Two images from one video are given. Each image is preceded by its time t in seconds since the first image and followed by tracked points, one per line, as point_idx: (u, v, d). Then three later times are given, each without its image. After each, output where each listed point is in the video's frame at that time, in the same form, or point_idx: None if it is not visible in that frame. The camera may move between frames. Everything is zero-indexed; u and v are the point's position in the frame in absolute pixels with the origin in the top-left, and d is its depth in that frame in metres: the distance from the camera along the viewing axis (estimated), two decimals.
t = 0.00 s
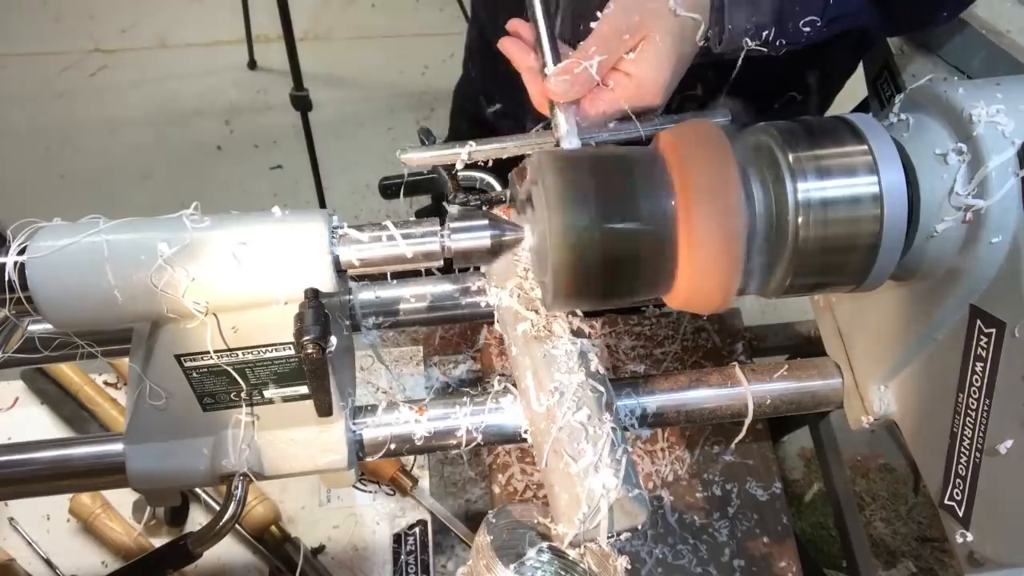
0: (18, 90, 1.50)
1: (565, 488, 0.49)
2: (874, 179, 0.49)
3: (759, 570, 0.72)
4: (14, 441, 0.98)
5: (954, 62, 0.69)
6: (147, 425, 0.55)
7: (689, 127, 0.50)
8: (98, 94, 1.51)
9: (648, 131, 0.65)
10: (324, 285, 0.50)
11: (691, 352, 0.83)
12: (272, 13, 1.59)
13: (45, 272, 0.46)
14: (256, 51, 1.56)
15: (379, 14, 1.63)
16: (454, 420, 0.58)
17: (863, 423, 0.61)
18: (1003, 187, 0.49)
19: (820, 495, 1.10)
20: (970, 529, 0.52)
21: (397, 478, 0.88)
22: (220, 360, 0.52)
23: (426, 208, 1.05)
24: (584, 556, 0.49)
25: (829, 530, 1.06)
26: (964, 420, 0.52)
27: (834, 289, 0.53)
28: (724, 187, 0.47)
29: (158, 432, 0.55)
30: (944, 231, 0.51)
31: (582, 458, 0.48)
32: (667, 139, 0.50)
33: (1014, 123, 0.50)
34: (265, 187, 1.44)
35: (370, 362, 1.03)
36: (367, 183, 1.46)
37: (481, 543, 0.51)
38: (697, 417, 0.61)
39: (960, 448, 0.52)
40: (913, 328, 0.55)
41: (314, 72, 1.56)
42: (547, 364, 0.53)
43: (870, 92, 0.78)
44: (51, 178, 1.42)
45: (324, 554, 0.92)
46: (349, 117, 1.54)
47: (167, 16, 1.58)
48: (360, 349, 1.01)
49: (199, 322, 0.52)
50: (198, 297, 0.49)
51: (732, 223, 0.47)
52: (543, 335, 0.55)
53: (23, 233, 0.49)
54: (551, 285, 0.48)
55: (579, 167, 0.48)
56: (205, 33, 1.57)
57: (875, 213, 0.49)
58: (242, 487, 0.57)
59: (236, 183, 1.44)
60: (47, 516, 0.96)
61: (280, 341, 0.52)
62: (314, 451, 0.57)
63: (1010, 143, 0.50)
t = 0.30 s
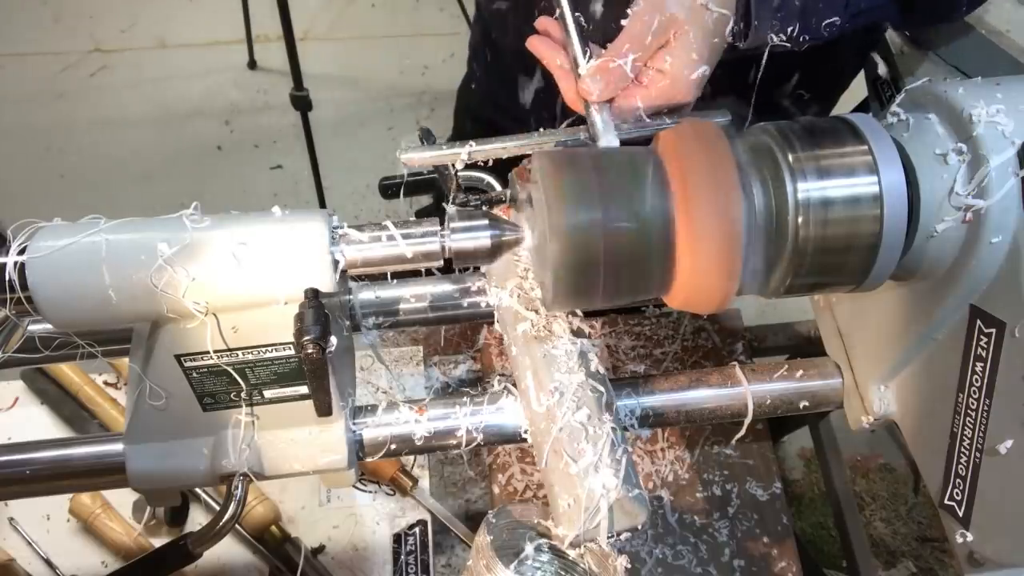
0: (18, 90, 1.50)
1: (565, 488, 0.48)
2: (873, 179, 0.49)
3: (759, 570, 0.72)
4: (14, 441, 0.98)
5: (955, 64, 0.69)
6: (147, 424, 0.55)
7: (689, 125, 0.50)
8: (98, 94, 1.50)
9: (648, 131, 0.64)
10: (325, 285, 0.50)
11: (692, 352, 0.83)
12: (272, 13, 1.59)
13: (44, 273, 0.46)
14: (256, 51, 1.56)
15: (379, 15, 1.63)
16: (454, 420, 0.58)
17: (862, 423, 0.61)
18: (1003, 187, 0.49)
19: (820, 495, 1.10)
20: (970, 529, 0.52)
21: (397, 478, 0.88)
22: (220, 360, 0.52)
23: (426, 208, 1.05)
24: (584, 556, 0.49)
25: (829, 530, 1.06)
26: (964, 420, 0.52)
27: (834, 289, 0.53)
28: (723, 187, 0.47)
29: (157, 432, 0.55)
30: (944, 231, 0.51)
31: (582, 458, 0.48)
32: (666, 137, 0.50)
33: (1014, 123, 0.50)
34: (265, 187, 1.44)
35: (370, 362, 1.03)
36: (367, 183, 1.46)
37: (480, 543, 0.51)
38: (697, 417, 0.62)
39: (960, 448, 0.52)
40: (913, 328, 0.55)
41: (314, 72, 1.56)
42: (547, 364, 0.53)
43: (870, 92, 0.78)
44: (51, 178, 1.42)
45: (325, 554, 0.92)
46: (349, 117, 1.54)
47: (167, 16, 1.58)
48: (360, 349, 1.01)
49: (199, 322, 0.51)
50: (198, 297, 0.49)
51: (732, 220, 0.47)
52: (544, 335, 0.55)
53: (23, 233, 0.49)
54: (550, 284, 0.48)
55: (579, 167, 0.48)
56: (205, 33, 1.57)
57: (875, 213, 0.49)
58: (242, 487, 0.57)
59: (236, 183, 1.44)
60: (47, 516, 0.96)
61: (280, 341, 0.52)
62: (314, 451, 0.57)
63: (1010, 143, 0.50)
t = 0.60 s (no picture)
0: (18, 90, 1.50)
1: (564, 489, 0.49)
2: (874, 179, 0.49)
3: (759, 570, 0.72)
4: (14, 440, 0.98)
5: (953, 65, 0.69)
6: (147, 424, 0.55)
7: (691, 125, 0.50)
8: (98, 94, 1.50)
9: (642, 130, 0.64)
10: (325, 285, 0.49)
11: (691, 352, 0.83)
12: (272, 13, 1.58)
13: (44, 273, 0.47)
14: (256, 51, 1.56)
15: (380, 14, 1.63)
16: (454, 420, 0.59)
17: (863, 423, 0.61)
18: (1003, 187, 0.49)
19: (820, 495, 1.10)
20: (970, 529, 0.52)
21: (397, 479, 0.87)
22: (221, 361, 0.52)
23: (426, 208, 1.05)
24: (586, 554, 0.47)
25: (829, 530, 1.06)
26: (964, 421, 0.52)
27: (834, 289, 0.53)
28: (724, 188, 0.47)
29: (157, 432, 0.56)
30: (945, 232, 0.51)
31: (582, 458, 0.48)
32: (667, 136, 0.50)
33: (1014, 123, 0.50)
34: (265, 187, 1.44)
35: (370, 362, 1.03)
36: (367, 183, 1.47)
37: (481, 543, 0.49)
38: (697, 417, 0.62)
39: (960, 448, 0.53)
40: (913, 328, 0.55)
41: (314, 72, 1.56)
42: (547, 364, 0.53)
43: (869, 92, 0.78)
44: (51, 178, 1.42)
45: (325, 554, 0.92)
46: (349, 117, 1.54)
47: (166, 16, 1.58)
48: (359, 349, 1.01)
49: (199, 322, 0.50)
50: (198, 297, 0.48)
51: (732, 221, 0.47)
52: (545, 335, 0.55)
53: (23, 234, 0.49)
54: (551, 286, 0.49)
55: (579, 168, 0.48)
56: (205, 33, 1.57)
57: (875, 214, 0.49)
58: (242, 487, 0.58)
59: (236, 183, 1.44)
60: (46, 516, 0.96)
61: (282, 341, 0.52)
62: (315, 452, 0.57)
63: (1010, 144, 0.50)
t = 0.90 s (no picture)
0: (18, 90, 1.50)
1: (564, 490, 0.49)
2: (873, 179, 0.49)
3: (759, 569, 0.72)
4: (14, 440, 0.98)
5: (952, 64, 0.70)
6: (147, 424, 0.55)
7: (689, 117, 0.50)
8: (97, 94, 1.50)
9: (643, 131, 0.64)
10: (325, 285, 0.49)
11: (691, 352, 0.83)
12: (272, 13, 1.58)
13: (43, 273, 0.47)
14: (256, 50, 1.56)
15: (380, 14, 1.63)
16: (454, 420, 0.59)
17: (863, 424, 0.61)
18: (1003, 188, 0.49)
19: (820, 495, 1.10)
20: (970, 529, 0.52)
21: (397, 479, 0.87)
22: (220, 361, 0.52)
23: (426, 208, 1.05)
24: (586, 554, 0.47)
25: (829, 530, 1.06)
26: (964, 421, 0.52)
27: (834, 289, 0.53)
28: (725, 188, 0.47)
29: (157, 432, 0.56)
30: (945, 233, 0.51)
31: (582, 459, 0.48)
32: (667, 136, 0.50)
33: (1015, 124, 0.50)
34: (265, 188, 1.44)
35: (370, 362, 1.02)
36: (367, 183, 1.47)
37: (481, 543, 0.49)
38: (698, 417, 0.62)
39: (960, 448, 0.53)
40: (913, 328, 0.55)
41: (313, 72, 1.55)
42: (547, 364, 0.53)
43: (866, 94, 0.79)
44: (51, 178, 1.42)
45: (325, 554, 0.92)
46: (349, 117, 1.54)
47: (166, 16, 1.58)
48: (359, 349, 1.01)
49: (199, 322, 0.50)
50: (198, 297, 0.48)
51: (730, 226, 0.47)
52: (545, 334, 0.55)
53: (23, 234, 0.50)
54: (552, 286, 0.49)
55: (579, 169, 0.48)
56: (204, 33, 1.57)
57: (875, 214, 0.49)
58: (242, 487, 0.58)
59: (236, 183, 1.44)
60: (46, 516, 0.96)
61: (281, 341, 0.52)
62: (315, 452, 0.57)
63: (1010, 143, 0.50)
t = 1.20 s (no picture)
0: (18, 90, 1.50)
1: (564, 490, 0.48)
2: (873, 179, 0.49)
3: (759, 569, 0.72)
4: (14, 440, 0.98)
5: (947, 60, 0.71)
6: (148, 424, 0.55)
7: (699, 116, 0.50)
8: (97, 94, 1.50)
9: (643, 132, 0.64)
10: (325, 285, 0.49)
11: (691, 351, 0.83)
12: (272, 13, 1.58)
13: (43, 273, 0.47)
14: (256, 50, 1.56)
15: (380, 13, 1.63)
16: (454, 420, 0.58)
17: (863, 423, 0.61)
18: (1003, 188, 0.49)
19: (820, 495, 1.10)
20: (970, 529, 0.52)
21: (397, 479, 0.87)
22: (220, 361, 0.52)
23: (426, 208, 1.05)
24: (585, 554, 0.47)
25: (829, 530, 1.06)
26: (964, 421, 0.52)
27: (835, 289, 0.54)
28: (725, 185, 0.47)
29: (157, 432, 0.56)
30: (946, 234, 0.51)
31: (582, 459, 0.48)
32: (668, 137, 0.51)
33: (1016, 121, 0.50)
34: (265, 188, 1.44)
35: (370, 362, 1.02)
36: (367, 183, 1.47)
37: (481, 543, 0.49)
38: (698, 417, 0.62)
39: (960, 448, 0.53)
40: (913, 328, 0.55)
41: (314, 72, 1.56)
42: (547, 364, 0.53)
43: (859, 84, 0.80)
44: (51, 178, 1.42)
45: (325, 554, 0.92)
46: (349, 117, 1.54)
47: (166, 16, 1.58)
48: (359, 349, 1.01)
49: (199, 322, 0.50)
50: (198, 297, 0.48)
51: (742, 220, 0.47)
52: (545, 334, 0.55)
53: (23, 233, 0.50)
54: (552, 285, 0.48)
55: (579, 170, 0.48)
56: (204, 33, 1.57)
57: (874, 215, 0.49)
58: (242, 488, 0.58)
59: (236, 183, 1.44)
60: (46, 516, 0.96)
61: (281, 341, 0.52)
62: (315, 452, 0.57)
63: (1010, 142, 0.49)
